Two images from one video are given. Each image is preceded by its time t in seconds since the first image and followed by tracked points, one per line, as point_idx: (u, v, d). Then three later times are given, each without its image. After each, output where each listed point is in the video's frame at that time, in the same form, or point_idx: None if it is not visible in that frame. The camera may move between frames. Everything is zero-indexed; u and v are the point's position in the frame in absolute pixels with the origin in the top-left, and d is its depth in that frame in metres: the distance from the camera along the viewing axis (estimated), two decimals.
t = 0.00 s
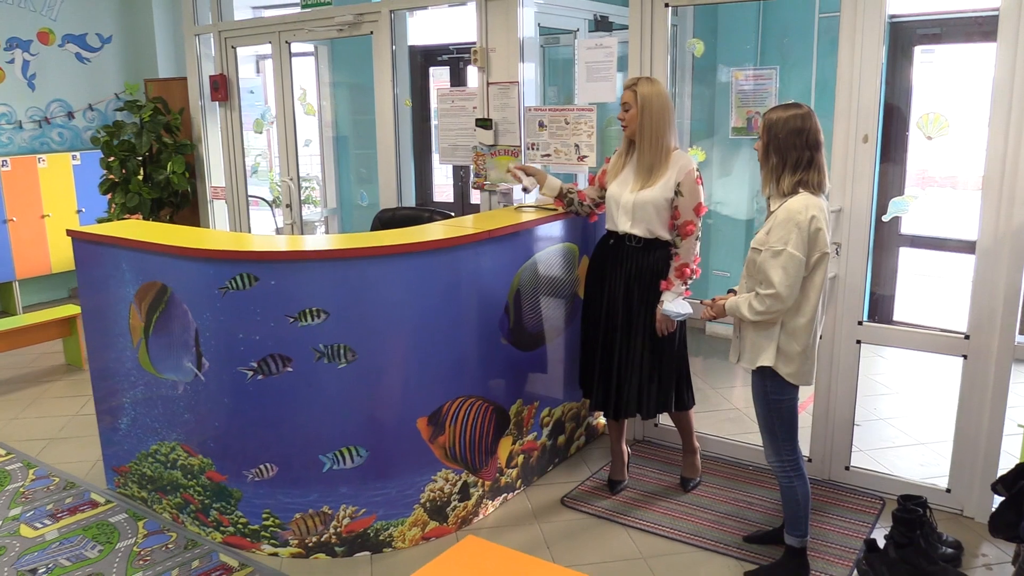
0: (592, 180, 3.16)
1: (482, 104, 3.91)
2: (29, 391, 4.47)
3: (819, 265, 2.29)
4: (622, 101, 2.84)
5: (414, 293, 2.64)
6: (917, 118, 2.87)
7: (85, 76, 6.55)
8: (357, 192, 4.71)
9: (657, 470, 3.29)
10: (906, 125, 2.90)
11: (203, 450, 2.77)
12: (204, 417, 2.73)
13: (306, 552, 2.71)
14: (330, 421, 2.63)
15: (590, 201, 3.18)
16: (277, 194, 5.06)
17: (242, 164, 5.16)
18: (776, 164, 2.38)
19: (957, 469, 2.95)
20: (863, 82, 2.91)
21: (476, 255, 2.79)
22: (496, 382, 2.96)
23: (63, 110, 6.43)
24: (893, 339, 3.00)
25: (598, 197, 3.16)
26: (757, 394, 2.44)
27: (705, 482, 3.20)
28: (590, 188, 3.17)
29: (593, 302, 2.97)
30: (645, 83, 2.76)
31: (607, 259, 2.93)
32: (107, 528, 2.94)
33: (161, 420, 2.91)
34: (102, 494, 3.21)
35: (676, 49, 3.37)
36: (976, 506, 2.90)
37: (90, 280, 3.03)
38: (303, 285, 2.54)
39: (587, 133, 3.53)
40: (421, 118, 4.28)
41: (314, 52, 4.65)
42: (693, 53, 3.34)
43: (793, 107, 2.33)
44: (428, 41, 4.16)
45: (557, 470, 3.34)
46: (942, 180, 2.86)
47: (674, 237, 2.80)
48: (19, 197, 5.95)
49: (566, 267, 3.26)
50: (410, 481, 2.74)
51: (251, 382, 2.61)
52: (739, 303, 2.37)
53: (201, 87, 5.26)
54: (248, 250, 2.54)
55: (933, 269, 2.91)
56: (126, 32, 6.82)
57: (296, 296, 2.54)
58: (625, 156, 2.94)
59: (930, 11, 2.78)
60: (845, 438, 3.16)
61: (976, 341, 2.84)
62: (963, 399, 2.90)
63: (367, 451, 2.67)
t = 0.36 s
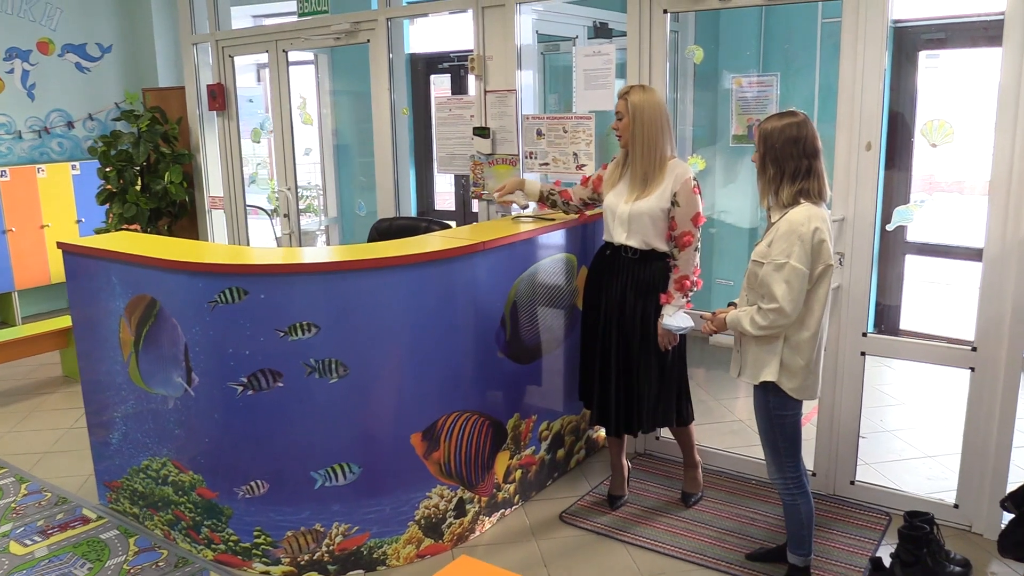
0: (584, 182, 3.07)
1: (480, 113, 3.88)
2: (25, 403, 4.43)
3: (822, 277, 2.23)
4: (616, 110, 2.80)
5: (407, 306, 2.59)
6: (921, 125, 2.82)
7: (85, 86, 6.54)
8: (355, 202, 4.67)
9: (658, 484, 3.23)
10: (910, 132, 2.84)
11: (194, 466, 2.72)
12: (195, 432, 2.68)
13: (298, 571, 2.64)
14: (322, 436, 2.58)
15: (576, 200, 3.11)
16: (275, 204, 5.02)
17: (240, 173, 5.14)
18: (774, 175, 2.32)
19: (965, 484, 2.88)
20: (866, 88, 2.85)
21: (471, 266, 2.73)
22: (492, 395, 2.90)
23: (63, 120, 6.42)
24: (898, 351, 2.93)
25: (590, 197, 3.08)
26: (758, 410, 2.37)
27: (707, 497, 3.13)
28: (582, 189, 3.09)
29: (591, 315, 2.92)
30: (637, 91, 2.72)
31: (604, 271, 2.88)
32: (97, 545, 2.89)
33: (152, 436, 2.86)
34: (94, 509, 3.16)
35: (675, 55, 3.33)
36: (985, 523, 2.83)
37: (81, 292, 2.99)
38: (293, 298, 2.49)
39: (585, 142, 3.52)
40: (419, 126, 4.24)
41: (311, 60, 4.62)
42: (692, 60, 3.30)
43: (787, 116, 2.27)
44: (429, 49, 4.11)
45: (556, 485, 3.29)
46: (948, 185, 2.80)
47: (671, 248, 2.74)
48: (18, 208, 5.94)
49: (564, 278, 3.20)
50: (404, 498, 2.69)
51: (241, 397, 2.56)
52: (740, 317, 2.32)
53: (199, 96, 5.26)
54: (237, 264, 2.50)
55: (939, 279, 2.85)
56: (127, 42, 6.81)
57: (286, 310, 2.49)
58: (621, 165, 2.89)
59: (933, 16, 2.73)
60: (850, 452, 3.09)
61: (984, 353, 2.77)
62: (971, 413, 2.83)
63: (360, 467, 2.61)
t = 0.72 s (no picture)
0: (582, 189, 3.01)
1: (480, 118, 3.83)
2: (23, 412, 4.39)
3: (832, 288, 2.15)
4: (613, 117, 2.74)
5: (403, 316, 2.53)
6: (931, 130, 2.74)
7: (88, 92, 6.52)
8: (356, 208, 4.62)
9: (660, 497, 3.16)
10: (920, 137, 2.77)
11: (185, 479, 2.67)
12: (186, 444, 2.63)
13: None
14: (315, 450, 2.52)
15: (571, 206, 3.04)
16: (276, 211, 4.98)
17: (241, 179, 5.10)
18: (780, 183, 2.26)
19: (977, 500, 2.79)
20: (873, 93, 2.78)
21: (468, 275, 2.68)
22: (490, 407, 2.84)
23: (66, 126, 6.40)
24: (906, 362, 2.86)
25: (587, 203, 3.01)
26: (765, 424, 2.30)
27: (711, 511, 3.06)
28: (579, 195, 3.02)
29: (591, 325, 2.88)
30: (633, 97, 2.66)
31: (604, 280, 2.83)
32: (88, 558, 2.84)
33: (143, 447, 2.81)
34: (86, 522, 3.11)
35: (678, 60, 3.27)
36: (998, 540, 2.74)
37: (74, 301, 2.95)
38: (285, 308, 2.43)
39: (586, 148, 3.45)
40: (421, 132, 4.19)
41: (312, 65, 4.58)
42: (696, 64, 3.23)
43: (794, 121, 2.21)
44: (434, 53, 4.04)
45: (557, 498, 3.22)
46: (959, 190, 2.73)
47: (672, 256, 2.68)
48: (21, 214, 5.92)
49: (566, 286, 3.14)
50: (399, 512, 2.62)
51: (232, 409, 2.51)
52: (748, 330, 2.24)
53: (201, 102, 5.24)
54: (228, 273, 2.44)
55: (950, 288, 2.77)
56: (131, 48, 6.80)
57: (278, 320, 2.44)
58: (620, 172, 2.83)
59: (942, 19, 2.66)
60: (857, 466, 3.01)
61: (996, 365, 2.69)
62: (983, 426, 2.74)
63: (354, 481, 2.55)
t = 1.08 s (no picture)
0: (582, 196, 2.92)
1: (483, 118, 3.75)
2: (16, 410, 4.33)
3: (848, 299, 2.07)
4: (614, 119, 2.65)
5: (398, 321, 2.45)
6: (947, 136, 2.65)
7: (91, 87, 6.47)
8: (358, 208, 4.55)
9: (661, 510, 3.08)
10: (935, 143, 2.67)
11: (173, 484, 2.60)
12: (174, 449, 2.56)
13: None
14: (305, 457, 2.44)
15: (574, 214, 2.94)
16: (276, 209, 4.93)
17: (241, 177, 5.04)
18: (792, 190, 2.18)
19: (989, 519, 2.70)
20: (888, 98, 2.69)
21: (466, 279, 2.60)
22: (487, 415, 2.77)
23: (68, 121, 6.35)
24: (917, 375, 2.77)
25: (590, 210, 2.92)
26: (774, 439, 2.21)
27: (713, 525, 2.97)
28: (579, 202, 2.92)
29: (591, 332, 2.81)
30: (633, 100, 2.57)
31: (605, 286, 2.76)
32: (73, 563, 2.77)
33: (131, 450, 2.75)
34: (74, 525, 3.05)
35: (685, 61, 3.19)
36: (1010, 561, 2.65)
37: (64, 299, 2.89)
38: (276, 311, 2.36)
39: (591, 150, 3.38)
40: (424, 130, 4.12)
41: (315, 63, 4.50)
42: (704, 65, 3.15)
43: (808, 125, 2.13)
44: (441, 52, 3.97)
45: (556, 509, 3.14)
46: (970, 198, 2.64)
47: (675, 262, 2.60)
48: (21, 209, 5.87)
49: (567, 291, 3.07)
50: (391, 523, 2.55)
51: (220, 414, 2.44)
52: (759, 343, 2.15)
53: (201, 97, 5.17)
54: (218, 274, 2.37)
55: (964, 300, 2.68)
56: (135, 43, 6.75)
57: (267, 323, 2.36)
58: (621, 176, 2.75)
59: (960, 22, 2.57)
60: (865, 482, 2.92)
61: (1011, 381, 2.60)
62: (997, 444, 2.65)
63: (345, 490, 2.48)
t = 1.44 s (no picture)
0: (592, 188, 2.81)
1: (484, 108, 3.62)
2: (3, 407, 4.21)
3: (875, 297, 1.95)
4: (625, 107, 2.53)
5: (395, 320, 2.34)
6: (973, 127, 2.51)
7: (84, 76, 6.34)
8: (354, 201, 4.42)
9: (668, 515, 2.96)
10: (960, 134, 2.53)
11: (160, 490, 2.48)
12: (161, 453, 2.45)
13: None
14: (296, 462, 2.33)
15: (582, 207, 2.85)
16: (271, 202, 4.82)
17: (237, 169, 4.96)
18: (812, 183, 2.06)
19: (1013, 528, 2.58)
20: (911, 87, 2.56)
21: (467, 276, 2.48)
22: (489, 417, 2.65)
23: (61, 111, 6.22)
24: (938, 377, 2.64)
25: (596, 203, 2.82)
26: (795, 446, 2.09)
27: (723, 531, 2.86)
28: (588, 194, 2.83)
29: (595, 331, 2.69)
30: (646, 87, 2.45)
31: (611, 284, 2.64)
32: (56, 571, 2.66)
33: (117, 453, 2.63)
34: (58, 530, 2.93)
35: (696, 50, 3.04)
36: None
37: (48, 295, 2.77)
38: (267, 309, 2.24)
39: (597, 140, 3.25)
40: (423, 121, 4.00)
41: (312, 52, 4.37)
42: (717, 52, 3.02)
43: (829, 113, 2.02)
44: (440, 42, 3.84)
45: (559, 514, 3.03)
46: (985, 192, 2.52)
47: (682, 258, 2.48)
48: (11, 200, 5.74)
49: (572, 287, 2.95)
50: (387, 531, 2.44)
51: (207, 417, 2.32)
52: (782, 347, 2.04)
53: (196, 88, 5.10)
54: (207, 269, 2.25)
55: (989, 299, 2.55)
56: (129, 32, 6.61)
57: (258, 321, 2.25)
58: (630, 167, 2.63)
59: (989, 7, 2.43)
60: (881, 488, 2.79)
61: None
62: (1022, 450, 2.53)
63: (339, 497, 2.36)
